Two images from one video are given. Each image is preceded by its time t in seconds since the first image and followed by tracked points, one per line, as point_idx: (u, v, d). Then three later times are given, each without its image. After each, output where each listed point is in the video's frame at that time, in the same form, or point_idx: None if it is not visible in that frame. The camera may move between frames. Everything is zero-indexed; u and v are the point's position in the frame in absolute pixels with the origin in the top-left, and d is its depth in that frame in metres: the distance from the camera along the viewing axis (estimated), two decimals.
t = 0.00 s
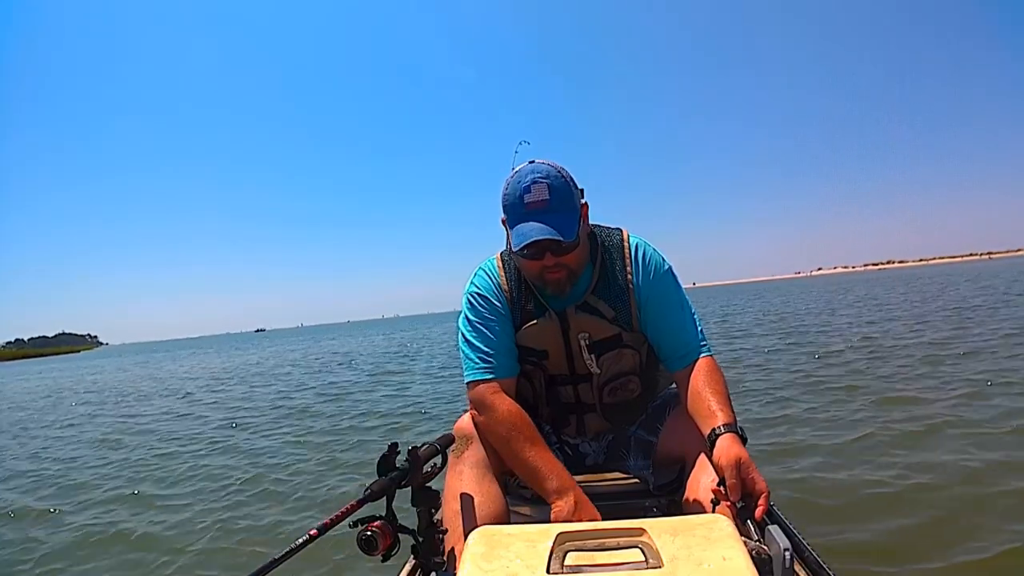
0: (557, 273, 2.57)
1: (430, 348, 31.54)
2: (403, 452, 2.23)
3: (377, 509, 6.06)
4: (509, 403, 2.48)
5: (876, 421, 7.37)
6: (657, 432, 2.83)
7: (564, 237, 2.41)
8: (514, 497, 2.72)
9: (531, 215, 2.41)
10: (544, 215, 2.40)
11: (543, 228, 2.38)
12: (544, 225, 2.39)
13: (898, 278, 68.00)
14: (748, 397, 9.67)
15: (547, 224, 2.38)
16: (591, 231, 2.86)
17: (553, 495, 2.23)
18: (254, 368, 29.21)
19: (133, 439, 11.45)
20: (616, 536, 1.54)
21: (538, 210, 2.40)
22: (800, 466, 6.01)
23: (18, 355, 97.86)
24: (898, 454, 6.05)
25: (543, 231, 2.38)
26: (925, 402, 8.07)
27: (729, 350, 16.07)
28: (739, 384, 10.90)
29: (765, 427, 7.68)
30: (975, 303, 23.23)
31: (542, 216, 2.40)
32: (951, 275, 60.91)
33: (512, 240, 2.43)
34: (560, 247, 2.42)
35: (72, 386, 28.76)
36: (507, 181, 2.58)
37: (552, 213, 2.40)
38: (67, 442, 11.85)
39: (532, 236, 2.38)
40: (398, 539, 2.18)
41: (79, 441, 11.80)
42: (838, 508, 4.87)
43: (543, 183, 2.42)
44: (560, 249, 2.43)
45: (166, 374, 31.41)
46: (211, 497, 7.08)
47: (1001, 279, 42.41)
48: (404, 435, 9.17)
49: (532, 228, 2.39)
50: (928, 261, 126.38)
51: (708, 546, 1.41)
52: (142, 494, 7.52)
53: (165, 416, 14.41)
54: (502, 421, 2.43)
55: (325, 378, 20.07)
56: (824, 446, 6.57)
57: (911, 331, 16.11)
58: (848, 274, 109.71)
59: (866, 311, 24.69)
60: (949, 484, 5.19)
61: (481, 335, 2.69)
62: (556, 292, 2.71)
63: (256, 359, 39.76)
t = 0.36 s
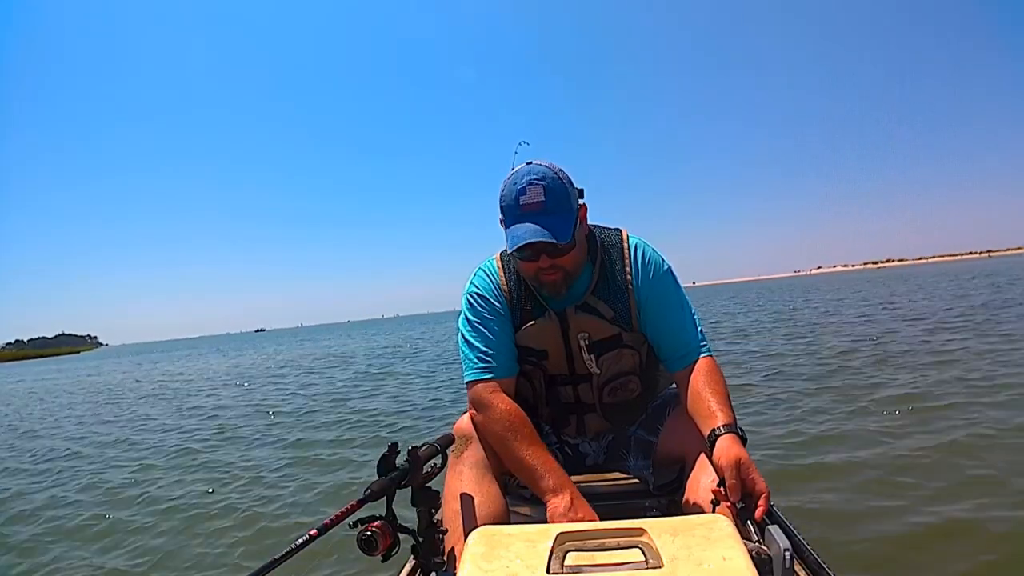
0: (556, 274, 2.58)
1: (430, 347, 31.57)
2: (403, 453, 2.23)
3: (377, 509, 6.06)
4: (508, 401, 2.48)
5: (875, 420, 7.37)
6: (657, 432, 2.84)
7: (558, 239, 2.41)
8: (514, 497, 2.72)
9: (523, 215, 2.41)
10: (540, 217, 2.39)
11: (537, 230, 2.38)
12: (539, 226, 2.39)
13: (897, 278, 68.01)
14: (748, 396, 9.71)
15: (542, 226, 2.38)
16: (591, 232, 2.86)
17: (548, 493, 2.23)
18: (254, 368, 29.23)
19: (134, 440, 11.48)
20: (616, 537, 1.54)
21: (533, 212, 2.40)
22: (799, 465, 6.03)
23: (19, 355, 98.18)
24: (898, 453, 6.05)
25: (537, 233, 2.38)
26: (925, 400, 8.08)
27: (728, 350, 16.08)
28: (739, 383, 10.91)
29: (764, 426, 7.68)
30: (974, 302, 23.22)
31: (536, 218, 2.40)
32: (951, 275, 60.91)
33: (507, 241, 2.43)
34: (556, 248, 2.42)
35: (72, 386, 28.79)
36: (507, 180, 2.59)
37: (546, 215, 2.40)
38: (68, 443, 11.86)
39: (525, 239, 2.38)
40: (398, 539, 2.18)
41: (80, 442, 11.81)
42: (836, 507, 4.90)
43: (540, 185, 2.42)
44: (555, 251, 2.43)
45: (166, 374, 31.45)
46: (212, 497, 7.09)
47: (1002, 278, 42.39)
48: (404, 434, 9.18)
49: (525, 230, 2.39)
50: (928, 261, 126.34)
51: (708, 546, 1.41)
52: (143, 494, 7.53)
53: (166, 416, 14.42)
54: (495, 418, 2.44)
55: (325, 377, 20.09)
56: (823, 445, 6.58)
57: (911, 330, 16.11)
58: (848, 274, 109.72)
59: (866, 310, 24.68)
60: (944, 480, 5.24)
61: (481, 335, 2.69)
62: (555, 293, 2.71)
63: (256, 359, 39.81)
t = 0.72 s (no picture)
0: (555, 275, 2.58)
1: (431, 348, 31.57)
2: (404, 453, 2.23)
3: (377, 509, 6.05)
4: (505, 401, 2.49)
5: (876, 420, 7.37)
6: (657, 432, 2.84)
7: (558, 241, 2.42)
8: (514, 497, 2.72)
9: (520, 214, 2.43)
10: (539, 218, 2.40)
11: (537, 231, 2.39)
12: (538, 228, 2.39)
13: (898, 278, 68.00)
14: (749, 396, 9.70)
15: (541, 228, 2.38)
16: (591, 232, 2.86)
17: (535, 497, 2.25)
18: (255, 368, 29.25)
19: (135, 440, 11.50)
20: (616, 536, 1.54)
21: (533, 213, 2.40)
22: (800, 465, 6.02)
23: (19, 356, 98.21)
24: (899, 453, 6.04)
25: (537, 233, 2.38)
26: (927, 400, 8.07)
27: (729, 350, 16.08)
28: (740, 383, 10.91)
29: (766, 426, 7.68)
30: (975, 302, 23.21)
31: (535, 219, 2.40)
32: (953, 275, 60.83)
33: (507, 242, 2.43)
34: (555, 249, 2.42)
35: (74, 387, 28.82)
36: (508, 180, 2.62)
37: (545, 215, 2.40)
38: (69, 443, 11.89)
39: (525, 240, 2.38)
40: (398, 539, 2.18)
41: (81, 442, 11.84)
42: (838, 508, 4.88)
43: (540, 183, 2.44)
44: (554, 252, 2.43)
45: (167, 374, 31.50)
46: (212, 497, 7.10)
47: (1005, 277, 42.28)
48: (404, 435, 9.17)
49: (525, 231, 2.39)
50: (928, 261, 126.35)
51: (708, 546, 1.41)
52: (144, 494, 7.55)
53: (167, 416, 14.45)
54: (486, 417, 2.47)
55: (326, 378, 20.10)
56: (825, 445, 6.58)
57: (913, 331, 16.10)
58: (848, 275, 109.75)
59: (868, 310, 24.67)
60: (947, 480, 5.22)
61: (482, 335, 2.69)
62: (555, 293, 2.71)
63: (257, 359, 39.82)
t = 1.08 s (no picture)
0: (555, 274, 2.58)
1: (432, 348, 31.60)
2: (403, 453, 2.23)
3: (377, 509, 6.06)
4: (505, 400, 2.49)
5: (877, 421, 7.38)
6: (657, 432, 2.84)
7: (556, 241, 2.42)
8: (514, 496, 2.72)
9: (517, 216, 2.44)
10: (537, 218, 2.40)
11: (535, 231, 2.39)
12: (536, 228, 2.39)
13: (898, 278, 68.01)
14: (749, 396, 9.71)
15: (540, 228, 2.38)
16: (591, 231, 2.86)
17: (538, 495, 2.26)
18: (255, 368, 29.28)
19: (135, 439, 11.51)
20: (616, 536, 1.54)
21: (532, 213, 2.40)
22: (800, 466, 6.03)
23: (20, 355, 98.41)
24: (899, 454, 6.04)
25: (535, 233, 2.38)
26: (927, 401, 8.07)
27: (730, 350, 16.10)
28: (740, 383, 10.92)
29: (766, 427, 7.68)
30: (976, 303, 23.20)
31: (533, 218, 2.40)
32: (955, 275, 60.73)
33: (506, 242, 2.43)
34: (554, 250, 2.42)
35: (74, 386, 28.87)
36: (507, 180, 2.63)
37: (543, 215, 2.40)
38: (70, 443, 11.90)
39: (523, 240, 2.38)
40: (398, 539, 2.18)
41: (81, 442, 11.84)
42: (837, 509, 4.90)
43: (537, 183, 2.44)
44: (553, 252, 2.43)
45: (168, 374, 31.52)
46: (212, 497, 7.10)
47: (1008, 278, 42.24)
48: (403, 435, 9.17)
49: (523, 231, 2.39)
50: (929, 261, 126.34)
51: (708, 546, 1.41)
52: (143, 494, 7.54)
53: (167, 416, 14.47)
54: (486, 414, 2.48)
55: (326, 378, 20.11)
56: (825, 445, 6.58)
57: (913, 332, 16.09)
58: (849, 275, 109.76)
59: (869, 311, 24.67)
60: (947, 481, 5.23)
61: (481, 334, 2.69)
62: (555, 293, 2.71)
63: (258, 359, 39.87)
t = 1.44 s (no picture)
0: (554, 275, 2.58)
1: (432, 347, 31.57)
2: (403, 453, 2.23)
3: (377, 509, 6.06)
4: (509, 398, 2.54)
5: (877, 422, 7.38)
6: (657, 432, 2.83)
7: (556, 240, 2.42)
8: (513, 496, 2.72)
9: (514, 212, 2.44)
10: (536, 218, 2.40)
11: (534, 231, 2.39)
12: (535, 228, 2.39)
13: (898, 278, 68.01)
14: (750, 397, 9.71)
15: (539, 228, 2.38)
16: (591, 231, 2.85)
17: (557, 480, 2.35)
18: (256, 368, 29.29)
19: (135, 439, 11.51)
20: (616, 537, 1.54)
21: (531, 213, 2.40)
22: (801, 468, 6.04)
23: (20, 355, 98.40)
24: (900, 456, 6.04)
25: (534, 234, 2.39)
26: (928, 403, 8.07)
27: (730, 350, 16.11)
28: (741, 383, 10.92)
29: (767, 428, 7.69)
30: (976, 304, 23.21)
31: (531, 217, 2.40)
32: (956, 276, 60.69)
33: (504, 243, 2.44)
34: (552, 249, 2.42)
35: (75, 386, 28.88)
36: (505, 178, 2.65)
37: (541, 213, 2.40)
38: (70, 442, 11.90)
39: (521, 240, 2.39)
40: (398, 539, 2.18)
41: (81, 441, 11.85)
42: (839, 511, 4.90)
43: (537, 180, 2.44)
44: (553, 252, 2.44)
45: (169, 373, 31.52)
46: (211, 497, 7.10)
47: (1009, 278, 42.17)
48: (403, 435, 9.16)
49: (522, 231, 2.40)
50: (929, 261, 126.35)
51: (708, 547, 1.40)
52: (143, 494, 7.54)
53: (167, 415, 14.48)
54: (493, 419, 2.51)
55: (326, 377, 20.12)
56: (826, 447, 6.59)
57: (914, 333, 16.10)
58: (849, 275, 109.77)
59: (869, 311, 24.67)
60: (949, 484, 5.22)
61: (482, 334, 2.69)
62: (554, 293, 2.71)
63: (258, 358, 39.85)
